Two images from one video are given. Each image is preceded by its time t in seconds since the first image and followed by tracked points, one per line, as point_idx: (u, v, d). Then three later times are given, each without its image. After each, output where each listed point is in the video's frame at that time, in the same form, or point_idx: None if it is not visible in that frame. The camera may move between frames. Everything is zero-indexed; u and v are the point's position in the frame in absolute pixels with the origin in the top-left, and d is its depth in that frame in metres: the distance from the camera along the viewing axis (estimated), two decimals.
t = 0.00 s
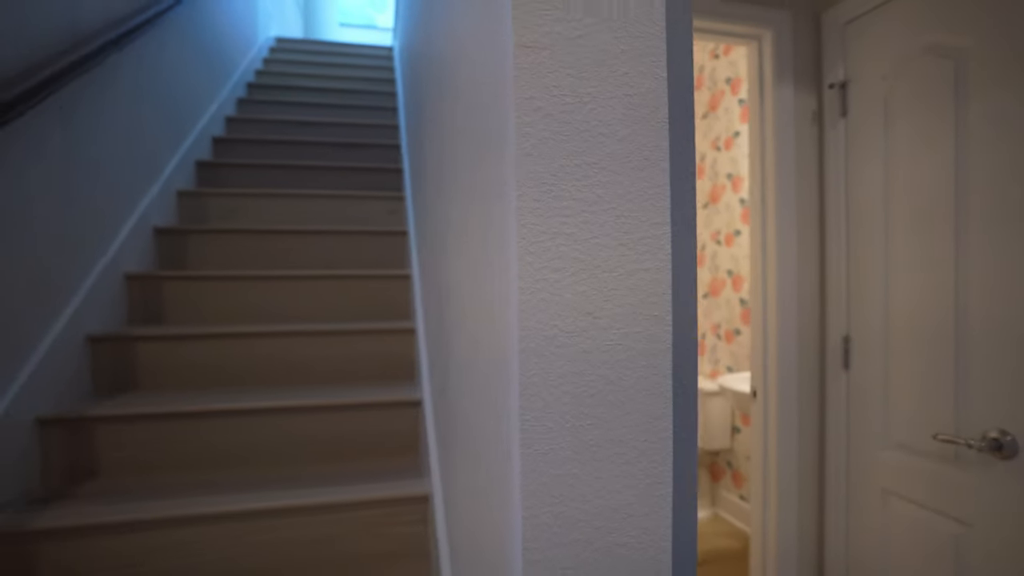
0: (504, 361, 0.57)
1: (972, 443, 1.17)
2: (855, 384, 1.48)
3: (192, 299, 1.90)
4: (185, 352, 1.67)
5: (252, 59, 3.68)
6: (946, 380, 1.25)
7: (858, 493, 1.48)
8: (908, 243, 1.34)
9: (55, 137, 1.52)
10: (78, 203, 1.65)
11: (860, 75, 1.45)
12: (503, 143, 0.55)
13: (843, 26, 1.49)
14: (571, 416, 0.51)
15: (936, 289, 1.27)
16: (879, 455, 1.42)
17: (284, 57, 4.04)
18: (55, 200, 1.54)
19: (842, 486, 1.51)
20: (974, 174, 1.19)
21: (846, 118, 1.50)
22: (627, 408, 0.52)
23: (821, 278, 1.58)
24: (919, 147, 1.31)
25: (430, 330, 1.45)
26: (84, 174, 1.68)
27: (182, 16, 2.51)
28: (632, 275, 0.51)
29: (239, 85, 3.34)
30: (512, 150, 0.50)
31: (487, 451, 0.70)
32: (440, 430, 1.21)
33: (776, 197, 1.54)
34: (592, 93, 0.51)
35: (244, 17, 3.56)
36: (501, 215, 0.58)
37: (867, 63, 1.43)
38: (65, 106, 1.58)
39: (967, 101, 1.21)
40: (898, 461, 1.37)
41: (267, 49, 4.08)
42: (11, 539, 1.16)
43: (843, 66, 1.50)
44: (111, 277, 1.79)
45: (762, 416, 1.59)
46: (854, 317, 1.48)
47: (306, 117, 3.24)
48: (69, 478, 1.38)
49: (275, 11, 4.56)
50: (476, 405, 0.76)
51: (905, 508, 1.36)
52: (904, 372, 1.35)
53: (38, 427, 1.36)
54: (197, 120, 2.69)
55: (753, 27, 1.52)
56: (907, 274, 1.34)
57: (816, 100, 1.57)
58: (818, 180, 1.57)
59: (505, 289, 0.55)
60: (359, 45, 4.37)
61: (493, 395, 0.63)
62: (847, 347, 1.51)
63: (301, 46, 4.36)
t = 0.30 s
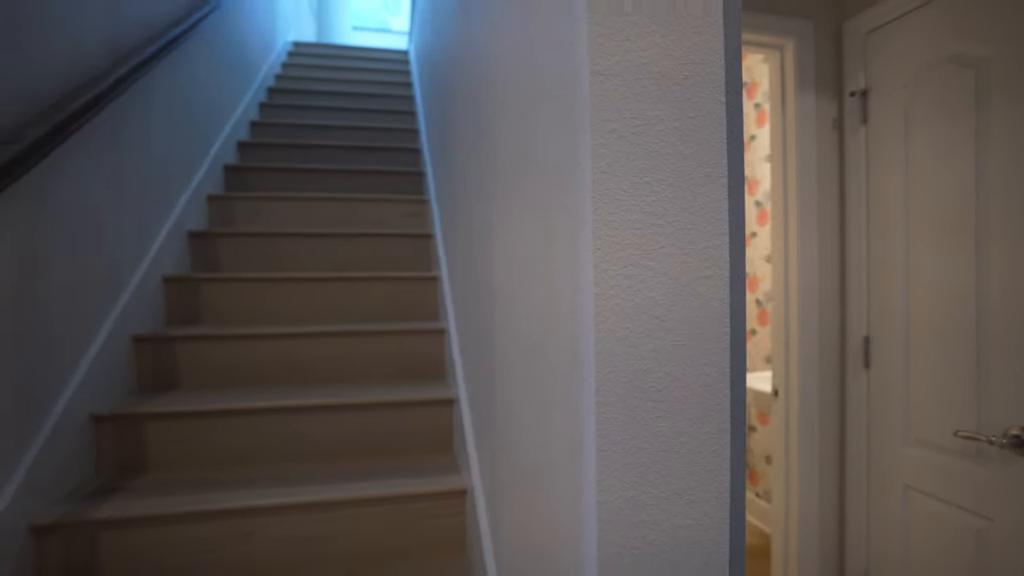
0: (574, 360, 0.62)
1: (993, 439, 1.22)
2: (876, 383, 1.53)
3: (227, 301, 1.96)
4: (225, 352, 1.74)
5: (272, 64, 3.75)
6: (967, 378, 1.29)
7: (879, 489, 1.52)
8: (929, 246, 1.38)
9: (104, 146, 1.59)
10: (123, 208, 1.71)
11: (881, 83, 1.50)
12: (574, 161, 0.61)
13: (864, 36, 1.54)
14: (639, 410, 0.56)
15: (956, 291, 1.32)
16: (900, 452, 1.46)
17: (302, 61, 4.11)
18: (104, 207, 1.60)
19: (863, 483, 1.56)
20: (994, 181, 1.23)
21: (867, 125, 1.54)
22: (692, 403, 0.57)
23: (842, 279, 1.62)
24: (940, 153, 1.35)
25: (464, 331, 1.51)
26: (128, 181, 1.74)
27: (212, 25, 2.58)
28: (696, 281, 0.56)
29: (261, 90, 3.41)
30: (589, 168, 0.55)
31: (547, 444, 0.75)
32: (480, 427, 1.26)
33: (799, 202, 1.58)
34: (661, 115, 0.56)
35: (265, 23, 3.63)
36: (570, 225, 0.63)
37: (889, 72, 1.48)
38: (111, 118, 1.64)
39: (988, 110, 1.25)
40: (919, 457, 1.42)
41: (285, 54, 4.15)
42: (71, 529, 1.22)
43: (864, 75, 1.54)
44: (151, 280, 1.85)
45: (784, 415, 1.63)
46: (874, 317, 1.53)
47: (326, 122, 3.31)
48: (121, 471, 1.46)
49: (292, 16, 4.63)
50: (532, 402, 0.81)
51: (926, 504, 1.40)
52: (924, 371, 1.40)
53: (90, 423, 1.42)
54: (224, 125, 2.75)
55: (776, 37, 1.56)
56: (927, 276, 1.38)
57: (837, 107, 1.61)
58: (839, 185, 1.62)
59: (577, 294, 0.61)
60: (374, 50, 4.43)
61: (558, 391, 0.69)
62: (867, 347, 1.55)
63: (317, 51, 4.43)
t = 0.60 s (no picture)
0: (637, 346, 0.70)
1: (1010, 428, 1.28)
2: (893, 376, 1.59)
3: (265, 298, 2.04)
4: (267, 346, 1.82)
5: (292, 68, 3.83)
6: (983, 371, 1.35)
7: (897, 479, 1.58)
8: (946, 245, 1.44)
9: (157, 152, 1.67)
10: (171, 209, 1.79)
11: (898, 89, 1.56)
12: (639, 171, 0.68)
13: (882, 44, 1.60)
14: (697, 391, 0.64)
15: (972, 288, 1.38)
16: (917, 443, 1.53)
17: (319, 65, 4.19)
18: (157, 210, 1.69)
19: (881, 474, 1.62)
20: (1010, 183, 1.30)
21: (884, 129, 1.60)
22: (745, 386, 0.64)
23: (859, 277, 1.68)
24: (957, 156, 1.41)
25: (498, 327, 1.59)
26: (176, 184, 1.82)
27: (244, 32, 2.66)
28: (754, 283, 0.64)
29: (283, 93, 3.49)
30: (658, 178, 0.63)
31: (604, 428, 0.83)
32: (520, 418, 1.34)
33: (818, 203, 1.64)
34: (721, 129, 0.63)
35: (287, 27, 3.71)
36: (635, 229, 0.70)
37: (906, 78, 1.54)
38: (163, 126, 1.72)
39: (1004, 115, 1.31)
40: (937, 447, 1.48)
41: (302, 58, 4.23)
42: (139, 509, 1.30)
43: (882, 80, 1.60)
44: (194, 279, 1.93)
45: (803, 408, 1.69)
46: (891, 313, 1.59)
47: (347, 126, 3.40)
48: (173, 460, 1.53)
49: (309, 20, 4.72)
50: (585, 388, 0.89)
51: (944, 492, 1.46)
52: (942, 364, 1.46)
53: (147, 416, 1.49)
54: (253, 129, 2.83)
55: (796, 44, 1.63)
56: (945, 273, 1.44)
57: (854, 112, 1.68)
58: (856, 186, 1.68)
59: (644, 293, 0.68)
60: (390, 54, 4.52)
61: (619, 380, 0.76)
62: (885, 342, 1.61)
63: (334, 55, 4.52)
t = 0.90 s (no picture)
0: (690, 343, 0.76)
1: None
2: (921, 374, 1.62)
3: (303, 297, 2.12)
4: (308, 343, 1.89)
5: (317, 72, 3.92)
6: (1011, 369, 1.39)
7: (924, 476, 1.61)
8: (974, 246, 1.47)
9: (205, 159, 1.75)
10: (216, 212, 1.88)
11: (926, 92, 1.59)
12: (691, 177, 0.74)
13: (909, 48, 1.63)
14: (750, 389, 0.69)
15: (999, 288, 1.41)
16: (944, 440, 1.56)
17: (342, 69, 4.28)
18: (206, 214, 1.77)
19: (908, 471, 1.65)
20: None
21: (911, 131, 1.63)
22: (795, 384, 0.69)
23: (886, 277, 1.71)
24: (984, 159, 1.44)
25: (535, 323, 1.65)
26: (221, 189, 1.91)
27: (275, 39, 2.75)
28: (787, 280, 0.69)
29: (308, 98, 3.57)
30: (713, 185, 0.68)
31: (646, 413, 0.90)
32: (558, 411, 1.39)
33: (845, 205, 1.68)
34: (774, 141, 0.68)
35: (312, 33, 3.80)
36: (684, 228, 0.76)
37: (934, 82, 1.57)
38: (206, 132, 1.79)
39: None
40: (964, 444, 1.51)
41: (326, 63, 4.32)
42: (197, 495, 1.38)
43: (908, 84, 1.63)
44: (237, 278, 2.01)
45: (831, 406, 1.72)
46: (918, 313, 1.62)
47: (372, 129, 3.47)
48: (224, 451, 1.61)
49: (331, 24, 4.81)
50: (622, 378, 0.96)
51: (972, 487, 1.49)
52: (969, 362, 1.49)
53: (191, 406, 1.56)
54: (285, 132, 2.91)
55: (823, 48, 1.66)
56: (973, 273, 1.47)
57: (881, 115, 1.71)
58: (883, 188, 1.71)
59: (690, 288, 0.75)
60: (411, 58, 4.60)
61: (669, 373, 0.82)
62: (911, 340, 1.64)
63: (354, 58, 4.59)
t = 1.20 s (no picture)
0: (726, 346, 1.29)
1: None
2: (968, 378, 1.62)
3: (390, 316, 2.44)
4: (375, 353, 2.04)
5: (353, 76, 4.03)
6: None
7: (970, 480, 1.62)
8: None
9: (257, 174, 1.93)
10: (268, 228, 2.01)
11: (975, 94, 1.59)
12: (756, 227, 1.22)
13: (957, 47, 1.60)
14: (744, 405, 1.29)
15: None
16: (991, 441, 1.59)
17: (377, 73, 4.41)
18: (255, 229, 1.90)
19: (954, 475, 1.64)
20: None
21: (957, 132, 1.63)
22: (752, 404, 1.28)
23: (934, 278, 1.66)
24: None
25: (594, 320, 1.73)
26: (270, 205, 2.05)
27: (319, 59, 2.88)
28: (838, 276, 1.21)
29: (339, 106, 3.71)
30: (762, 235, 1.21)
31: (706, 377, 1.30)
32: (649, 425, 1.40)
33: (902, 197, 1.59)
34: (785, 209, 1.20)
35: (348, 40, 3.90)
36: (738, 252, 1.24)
37: (982, 83, 1.58)
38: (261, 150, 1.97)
39: None
40: (1012, 445, 1.56)
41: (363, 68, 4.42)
42: (262, 488, 1.54)
43: (955, 85, 1.62)
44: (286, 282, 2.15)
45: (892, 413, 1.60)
46: (965, 316, 1.62)
47: (404, 134, 3.59)
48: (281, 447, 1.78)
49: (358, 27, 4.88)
50: (677, 353, 1.30)
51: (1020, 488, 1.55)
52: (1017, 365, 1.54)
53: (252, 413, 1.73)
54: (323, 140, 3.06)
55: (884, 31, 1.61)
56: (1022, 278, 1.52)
57: (926, 114, 1.67)
58: (929, 186, 1.65)
59: (704, 277, 1.27)
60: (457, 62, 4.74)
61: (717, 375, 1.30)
62: (957, 343, 1.64)
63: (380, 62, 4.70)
